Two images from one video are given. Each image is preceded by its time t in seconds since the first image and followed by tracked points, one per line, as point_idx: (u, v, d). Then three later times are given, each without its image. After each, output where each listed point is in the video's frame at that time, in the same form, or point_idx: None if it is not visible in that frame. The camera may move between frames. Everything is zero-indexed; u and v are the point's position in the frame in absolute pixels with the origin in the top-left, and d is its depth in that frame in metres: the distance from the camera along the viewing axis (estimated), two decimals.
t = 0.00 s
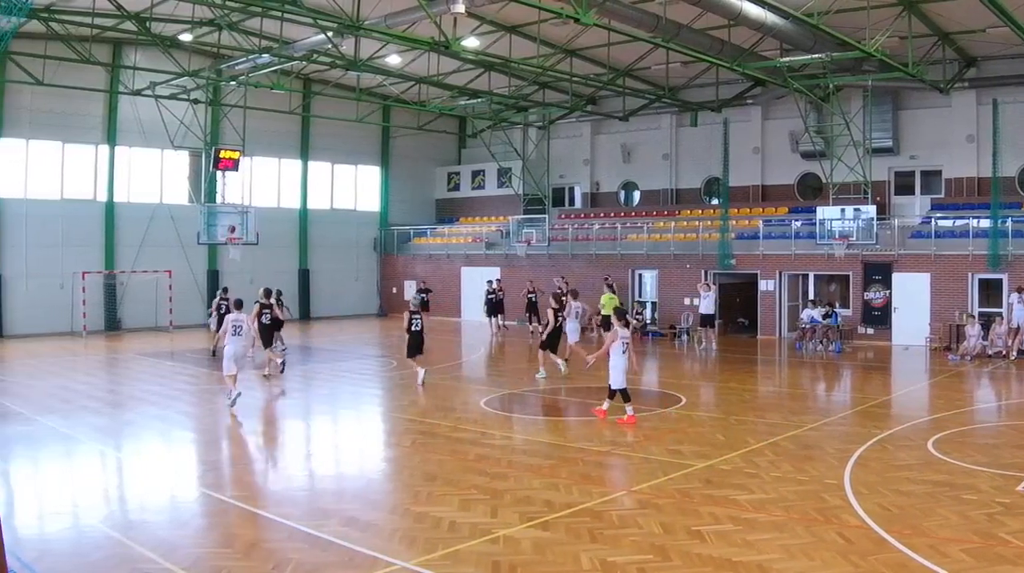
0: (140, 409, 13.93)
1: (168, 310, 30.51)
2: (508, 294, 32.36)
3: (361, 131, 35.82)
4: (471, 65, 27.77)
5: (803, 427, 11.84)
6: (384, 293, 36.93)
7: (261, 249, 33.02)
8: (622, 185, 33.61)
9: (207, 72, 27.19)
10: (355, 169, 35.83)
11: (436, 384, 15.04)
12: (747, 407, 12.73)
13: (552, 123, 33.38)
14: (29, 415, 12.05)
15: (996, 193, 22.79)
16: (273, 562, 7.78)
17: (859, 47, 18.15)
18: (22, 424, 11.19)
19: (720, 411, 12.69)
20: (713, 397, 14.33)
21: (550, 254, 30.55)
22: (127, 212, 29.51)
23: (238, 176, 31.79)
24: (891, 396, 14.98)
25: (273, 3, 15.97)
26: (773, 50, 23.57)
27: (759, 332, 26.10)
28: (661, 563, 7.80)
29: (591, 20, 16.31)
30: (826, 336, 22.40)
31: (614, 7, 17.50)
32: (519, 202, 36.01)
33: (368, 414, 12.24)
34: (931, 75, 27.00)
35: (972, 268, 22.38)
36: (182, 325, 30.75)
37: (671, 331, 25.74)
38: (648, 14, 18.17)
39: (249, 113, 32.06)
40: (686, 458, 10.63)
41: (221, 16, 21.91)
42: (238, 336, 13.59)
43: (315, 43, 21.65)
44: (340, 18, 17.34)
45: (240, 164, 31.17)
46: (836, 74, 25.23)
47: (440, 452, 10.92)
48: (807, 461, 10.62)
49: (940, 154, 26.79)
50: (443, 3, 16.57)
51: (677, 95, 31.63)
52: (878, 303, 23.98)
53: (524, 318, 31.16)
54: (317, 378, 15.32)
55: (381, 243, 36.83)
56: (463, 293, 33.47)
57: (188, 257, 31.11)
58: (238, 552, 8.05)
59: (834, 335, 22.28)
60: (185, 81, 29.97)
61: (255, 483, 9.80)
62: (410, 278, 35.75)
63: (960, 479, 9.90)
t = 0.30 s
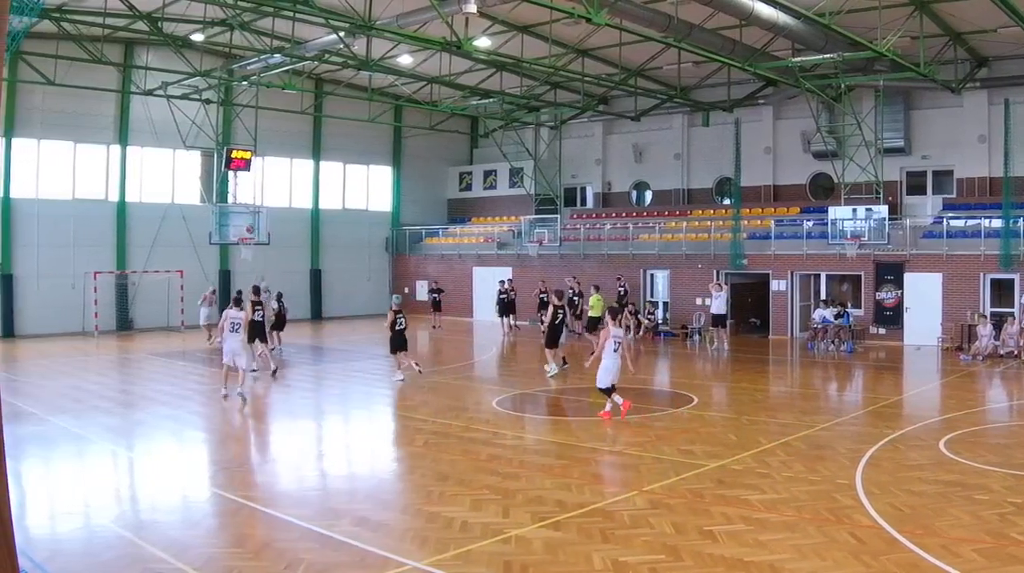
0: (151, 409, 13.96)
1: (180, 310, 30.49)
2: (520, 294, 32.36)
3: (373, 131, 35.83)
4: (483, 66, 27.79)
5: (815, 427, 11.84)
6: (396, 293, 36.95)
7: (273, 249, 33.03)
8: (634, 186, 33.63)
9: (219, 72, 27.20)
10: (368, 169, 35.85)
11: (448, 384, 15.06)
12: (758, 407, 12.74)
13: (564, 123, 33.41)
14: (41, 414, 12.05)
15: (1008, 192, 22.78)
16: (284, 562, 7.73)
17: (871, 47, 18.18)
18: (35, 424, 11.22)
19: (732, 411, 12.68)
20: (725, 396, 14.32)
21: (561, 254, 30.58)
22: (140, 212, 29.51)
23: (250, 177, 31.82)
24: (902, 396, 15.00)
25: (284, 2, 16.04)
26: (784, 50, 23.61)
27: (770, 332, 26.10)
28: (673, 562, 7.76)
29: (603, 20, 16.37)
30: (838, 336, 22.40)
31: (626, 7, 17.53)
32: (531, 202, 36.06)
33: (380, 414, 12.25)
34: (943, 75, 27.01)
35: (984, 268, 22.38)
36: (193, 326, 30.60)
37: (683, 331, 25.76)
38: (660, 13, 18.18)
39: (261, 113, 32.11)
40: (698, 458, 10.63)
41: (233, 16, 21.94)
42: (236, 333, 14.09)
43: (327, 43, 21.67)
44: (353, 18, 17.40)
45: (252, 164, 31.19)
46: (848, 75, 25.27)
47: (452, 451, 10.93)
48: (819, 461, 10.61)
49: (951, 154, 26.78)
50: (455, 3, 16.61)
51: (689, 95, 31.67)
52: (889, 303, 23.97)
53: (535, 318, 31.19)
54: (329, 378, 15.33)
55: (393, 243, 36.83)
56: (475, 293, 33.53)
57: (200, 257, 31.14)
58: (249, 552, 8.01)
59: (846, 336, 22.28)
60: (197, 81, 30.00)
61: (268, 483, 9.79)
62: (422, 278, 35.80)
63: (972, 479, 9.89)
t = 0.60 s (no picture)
0: (165, 409, 14.00)
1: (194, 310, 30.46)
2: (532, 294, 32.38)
3: (387, 131, 35.89)
4: (496, 66, 27.82)
5: (829, 426, 11.86)
6: (409, 293, 36.98)
7: (286, 248, 33.01)
8: (647, 186, 33.64)
9: (233, 73, 27.22)
10: (381, 169, 35.86)
11: (462, 384, 15.11)
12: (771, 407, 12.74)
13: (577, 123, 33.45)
14: (54, 414, 12.05)
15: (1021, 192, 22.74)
16: (298, 562, 7.72)
17: (884, 47, 18.21)
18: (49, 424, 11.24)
19: (745, 411, 12.68)
20: (738, 396, 14.30)
21: (574, 254, 30.61)
22: (153, 212, 29.57)
23: (263, 177, 31.87)
24: (915, 396, 15.03)
25: (297, 2, 16.07)
26: (797, 50, 23.63)
27: (784, 332, 26.12)
28: (685, 562, 7.74)
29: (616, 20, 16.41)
30: (851, 336, 22.39)
31: (639, 7, 17.56)
32: (544, 203, 36.04)
33: (393, 414, 12.25)
34: (956, 75, 27.00)
35: (996, 268, 22.36)
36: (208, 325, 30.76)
37: (696, 331, 25.77)
38: (673, 13, 18.19)
39: (273, 113, 32.14)
40: (711, 458, 10.64)
41: (246, 16, 21.95)
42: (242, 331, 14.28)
43: (340, 43, 21.68)
44: (366, 18, 17.43)
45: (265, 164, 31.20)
46: (862, 75, 25.31)
47: (465, 451, 10.94)
48: (832, 461, 10.62)
49: (964, 153, 26.77)
50: (468, 3, 16.65)
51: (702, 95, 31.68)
52: (903, 303, 23.98)
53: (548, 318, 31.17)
54: (343, 378, 15.33)
55: (406, 243, 36.85)
56: (488, 293, 33.54)
57: (214, 257, 31.17)
58: (262, 552, 8.00)
59: (859, 336, 22.27)
60: (210, 81, 30.04)
61: (281, 483, 9.80)
62: (435, 278, 35.82)
63: (987, 479, 9.89)
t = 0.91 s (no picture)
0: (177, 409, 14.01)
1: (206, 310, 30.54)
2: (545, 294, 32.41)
3: (400, 131, 35.91)
4: (510, 66, 27.85)
5: (841, 426, 11.87)
6: (422, 293, 37.01)
7: (298, 248, 33.01)
8: (660, 186, 33.65)
9: (246, 73, 27.22)
10: (393, 169, 35.87)
11: (476, 384, 15.12)
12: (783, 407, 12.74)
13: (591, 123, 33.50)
14: (67, 414, 12.05)
15: None
16: (311, 562, 7.69)
17: (897, 47, 18.23)
18: (61, 424, 11.26)
19: (758, 411, 12.68)
20: (752, 396, 14.28)
21: (587, 254, 30.62)
22: (166, 212, 29.60)
23: (276, 177, 31.90)
24: (928, 396, 15.04)
25: (310, 2, 16.09)
26: (811, 50, 23.65)
27: (797, 332, 26.15)
28: (698, 562, 7.71)
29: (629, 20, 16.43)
30: (864, 336, 22.40)
31: (652, 7, 17.59)
32: (557, 203, 36.04)
33: (406, 414, 12.25)
34: (969, 75, 27.01)
35: (1009, 268, 22.35)
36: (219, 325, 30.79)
37: (709, 331, 25.81)
38: (686, 13, 18.20)
39: (287, 113, 32.16)
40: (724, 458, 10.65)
41: (259, 16, 21.98)
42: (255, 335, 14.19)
43: (353, 43, 21.69)
44: (379, 18, 17.46)
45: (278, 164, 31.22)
46: (874, 75, 25.34)
47: (479, 451, 10.95)
48: (845, 461, 10.63)
49: (978, 153, 26.78)
50: (480, 3, 16.67)
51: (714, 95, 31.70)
52: (916, 303, 24.00)
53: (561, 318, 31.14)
54: (356, 378, 15.34)
55: (419, 243, 36.89)
56: (502, 293, 33.57)
57: (227, 257, 31.24)
58: (275, 552, 7.97)
59: (872, 336, 22.28)
60: (223, 81, 30.04)
61: (293, 483, 9.79)
62: (449, 278, 35.85)
63: (1000, 479, 9.88)
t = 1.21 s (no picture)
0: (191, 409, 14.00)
1: (219, 310, 30.50)
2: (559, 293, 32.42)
3: (413, 131, 35.93)
4: (523, 66, 27.87)
5: (855, 426, 11.87)
6: (435, 293, 37.01)
7: (311, 248, 33.02)
8: (674, 185, 33.66)
9: (259, 73, 27.21)
10: (406, 169, 35.87)
11: (490, 384, 15.13)
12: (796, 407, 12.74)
13: (604, 123, 33.54)
14: (80, 414, 12.04)
15: None
16: (324, 562, 7.68)
17: (911, 47, 18.25)
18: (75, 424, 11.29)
19: (772, 411, 12.68)
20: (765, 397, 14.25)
21: (600, 254, 30.62)
22: (179, 212, 29.60)
23: (289, 176, 31.91)
24: (942, 396, 15.06)
25: (323, 2, 16.09)
26: (824, 50, 23.67)
27: (810, 332, 26.17)
28: (711, 562, 7.69)
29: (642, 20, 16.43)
30: (877, 336, 22.42)
31: (666, 7, 17.60)
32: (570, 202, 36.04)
33: (420, 414, 12.24)
34: (983, 74, 27.01)
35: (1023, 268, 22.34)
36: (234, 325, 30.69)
37: (723, 331, 25.85)
38: (699, 13, 18.22)
39: (299, 113, 32.17)
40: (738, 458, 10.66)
41: (273, 16, 21.99)
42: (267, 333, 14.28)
43: (367, 43, 21.71)
44: (392, 18, 17.46)
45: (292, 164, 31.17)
46: (888, 75, 25.35)
47: (492, 451, 10.96)
48: (859, 461, 10.63)
49: (991, 153, 26.78)
50: (494, 2, 16.67)
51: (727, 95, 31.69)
52: (929, 303, 24.00)
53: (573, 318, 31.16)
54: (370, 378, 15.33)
55: (432, 243, 36.90)
56: (515, 293, 33.58)
57: (240, 257, 31.27)
58: (289, 552, 7.96)
59: (885, 336, 22.31)
60: (236, 81, 30.06)
61: (307, 483, 9.80)
62: (462, 278, 35.85)
63: (1015, 479, 9.86)
